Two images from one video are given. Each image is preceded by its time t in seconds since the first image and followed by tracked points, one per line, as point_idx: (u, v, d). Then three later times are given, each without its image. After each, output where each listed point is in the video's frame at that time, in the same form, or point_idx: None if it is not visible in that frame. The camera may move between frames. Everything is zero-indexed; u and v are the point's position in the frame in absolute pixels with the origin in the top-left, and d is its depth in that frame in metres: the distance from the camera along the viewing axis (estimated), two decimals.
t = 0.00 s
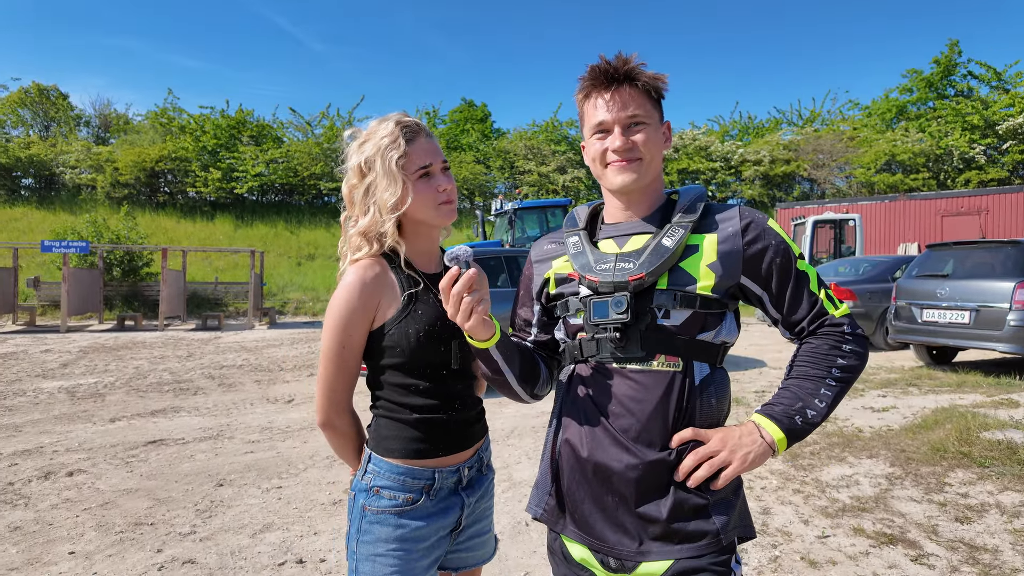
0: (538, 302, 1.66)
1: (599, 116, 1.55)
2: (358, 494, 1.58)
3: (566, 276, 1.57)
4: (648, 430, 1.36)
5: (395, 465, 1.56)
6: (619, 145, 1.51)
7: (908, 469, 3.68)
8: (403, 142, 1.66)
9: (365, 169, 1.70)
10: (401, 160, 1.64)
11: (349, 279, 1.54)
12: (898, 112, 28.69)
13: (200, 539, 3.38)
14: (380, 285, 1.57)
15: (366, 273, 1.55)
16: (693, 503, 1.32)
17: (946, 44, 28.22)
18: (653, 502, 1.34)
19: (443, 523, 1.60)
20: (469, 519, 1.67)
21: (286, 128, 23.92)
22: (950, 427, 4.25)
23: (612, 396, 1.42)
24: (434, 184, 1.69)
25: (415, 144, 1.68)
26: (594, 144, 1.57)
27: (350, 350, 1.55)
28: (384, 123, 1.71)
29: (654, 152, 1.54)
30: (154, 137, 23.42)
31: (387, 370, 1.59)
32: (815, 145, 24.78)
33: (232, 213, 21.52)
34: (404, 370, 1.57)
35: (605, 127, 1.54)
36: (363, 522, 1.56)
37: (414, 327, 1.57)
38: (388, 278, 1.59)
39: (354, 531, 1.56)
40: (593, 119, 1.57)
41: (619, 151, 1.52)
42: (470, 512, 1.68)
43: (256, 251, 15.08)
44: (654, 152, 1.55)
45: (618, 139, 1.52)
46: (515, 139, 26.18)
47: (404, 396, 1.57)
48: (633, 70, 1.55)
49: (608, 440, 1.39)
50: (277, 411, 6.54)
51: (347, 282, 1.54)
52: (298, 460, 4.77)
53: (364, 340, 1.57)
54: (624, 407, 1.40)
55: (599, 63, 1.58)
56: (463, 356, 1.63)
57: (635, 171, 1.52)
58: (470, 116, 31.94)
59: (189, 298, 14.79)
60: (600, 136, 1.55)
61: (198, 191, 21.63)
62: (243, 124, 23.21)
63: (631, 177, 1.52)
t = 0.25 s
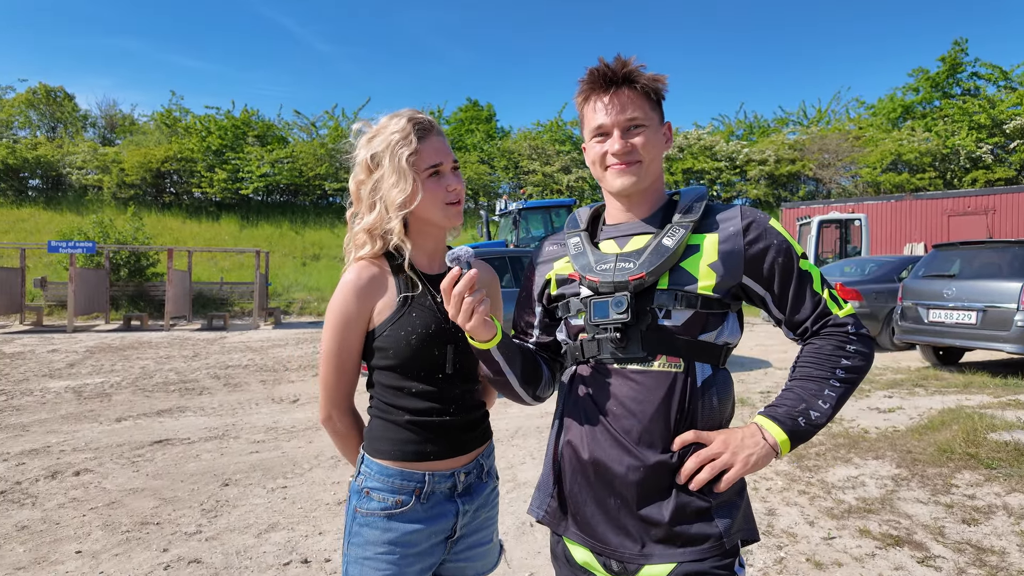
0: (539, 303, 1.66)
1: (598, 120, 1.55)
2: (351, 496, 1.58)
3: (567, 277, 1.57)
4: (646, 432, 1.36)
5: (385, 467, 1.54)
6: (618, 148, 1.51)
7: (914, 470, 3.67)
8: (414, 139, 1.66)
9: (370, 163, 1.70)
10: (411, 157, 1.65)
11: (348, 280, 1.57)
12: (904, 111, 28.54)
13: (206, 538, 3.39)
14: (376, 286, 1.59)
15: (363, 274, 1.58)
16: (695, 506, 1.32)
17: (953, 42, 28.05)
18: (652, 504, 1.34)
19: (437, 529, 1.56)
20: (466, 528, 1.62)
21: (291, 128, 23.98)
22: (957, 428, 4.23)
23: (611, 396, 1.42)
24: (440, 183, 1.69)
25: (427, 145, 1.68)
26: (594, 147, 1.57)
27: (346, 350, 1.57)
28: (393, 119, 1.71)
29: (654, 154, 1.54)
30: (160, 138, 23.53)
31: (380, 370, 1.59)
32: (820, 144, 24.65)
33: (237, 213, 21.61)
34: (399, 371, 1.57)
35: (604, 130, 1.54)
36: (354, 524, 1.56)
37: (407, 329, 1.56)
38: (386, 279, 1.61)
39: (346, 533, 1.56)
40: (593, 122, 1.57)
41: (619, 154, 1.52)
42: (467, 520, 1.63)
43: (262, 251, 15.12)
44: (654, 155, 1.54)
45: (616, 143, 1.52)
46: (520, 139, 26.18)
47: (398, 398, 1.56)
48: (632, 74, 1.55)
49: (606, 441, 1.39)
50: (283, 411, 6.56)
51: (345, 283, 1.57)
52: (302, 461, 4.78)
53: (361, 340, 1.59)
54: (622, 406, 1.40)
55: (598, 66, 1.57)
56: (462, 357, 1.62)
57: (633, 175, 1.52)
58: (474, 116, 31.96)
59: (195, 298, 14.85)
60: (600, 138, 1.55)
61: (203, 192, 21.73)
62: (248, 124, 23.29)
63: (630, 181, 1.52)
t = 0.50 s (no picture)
0: (542, 306, 1.66)
1: (597, 125, 1.56)
2: (348, 501, 1.57)
3: (569, 280, 1.58)
4: (649, 434, 1.36)
5: (382, 472, 1.53)
6: (618, 154, 1.52)
7: (918, 471, 3.66)
8: (416, 138, 1.66)
9: (371, 164, 1.70)
10: (412, 158, 1.65)
11: (347, 282, 1.58)
12: (907, 111, 28.45)
13: (211, 538, 3.40)
14: (375, 288, 1.59)
15: (362, 276, 1.59)
16: (698, 510, 1.32)
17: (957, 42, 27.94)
18: (654, 508, 1.34)
19: (435, 537, 1.54)
20: (465, 537, 1.60)
21: (294, 128, 24.03)
22: (962, 429, 4.22)
23: (612, 399, 1.42)
24: (442, 184, 1.69)
25: (429, 145, 1.69)
26: (594, 153, 1.58)
27: (345, 354, 1.58)
28: (395, 119, 1.71)
29: (655, 159, 1.54)
30: (164, 139, 23.61)
31: (378, 374, 1.58)
32: (824, 144, 24.59)
33: (241, 213, 21.68)
34: (397, 376, 1.56)
35: (604, 135, 1.55)
36: (351, 530, 1.54)
37: (406, 333, 1.55)
38: (386, 281, 1.61)
39: (343, 538, 1.55)
40: (593, 126, 1.58)
41: (618, 160, 1.52)
42: (466, 529, 1.60)
43: (265, 251, 15.16)
44: (654, 160, 1.55)
45: (616, 148, 1.53)
46: (522, 139, 26.18)
47: (396, 402, 1.55)
48: (632, 78, 1.55)
49: (609, 444, 1.40)
50: (286, 411, 6.58)
51: (344, 285, 1.58)
52: (306, 461, 4.79)
53: (360, 344, 1.59)
54: (623, 409, 1.41)
55: (597, 71, 1.57)
56: (462, 361, 1.60)
57: (633, 180, 1.53)
58: (477, 116, 31.97)
59: (199, 298, 14.90)
60: (600, 144, 1.56)
61: (207, 192, 21.81)
62: (251, 125, 23.36)
63: (631, 186, 1.52)
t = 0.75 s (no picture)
0: (547, 309, 1.67)
1: (600, 130, 1.56)
2: (347, 506, 1.56)
3: (574, 284, 1.59)
4: (654, 438, 1.37)
5: (381, 477, 1.53)
6: (620, 160, 1.52)
7: (922, 473, 3.66)
8: (417, 140, 1.66)
9: (373, 165, 1.71)
10: (413, 160, 1.65)
11: (348, 285, 1.58)
12: (911, 111, 28.37)
13: (216, 538, 3.42)
14: (376, 291, 1.60)
15: (363, 278, 1.59)
16: (705, 514, 1.32)
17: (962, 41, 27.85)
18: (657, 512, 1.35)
19: (434, 543, 1.53)
20: (464, 542, 1.59)
21: (298, 129, 24.12)
22: (966, 430, 4.21)
23: (617, 403, 1.43)
24: (445, 183, 1.70)
25: (430, 143, 1.69)
26: (597, 158, 1.58)
27: (346, 358, 1.58)
28: (396, 119, 1.70)
29: (658, 164, 1.55)
30: (168, 140, 23.69)
31: (379, 377, 1.58)
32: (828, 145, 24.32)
33: (245, 213, 21.75)
34: (398, 379, 1.55)
35: (605, 141, 1.55)
36: (350, 536, 1.54)
37: (407, 337, 1.55)
38: (387, 284, 1.61)
39: (341, 543, 1.54)
40: (595, 132, 1.58)
41: (620, 166, 1.53)
42: (466, 535, 1.60)
43: (269, 252, 15.21)
44: (656, 165, 1.55)
45: (619, 154, 1.53)
46: (525, 139, 26.20)
47: (397, 406, 1.55)
48: (634, 83, 1.55)
49: (613, 448, 1.40)
50: (290, 412, 6.60)
51: (346, 287, 1.58)
52: (311, 461, 4.81)
53: (361, 347, 1.59)
54: (627, 412, 1.41)
55: (600, 76, 1.58)
56: (463, 365, 1.60)
57: (635, 186, 1.53)
58: (480, 116, 32.01)
59: (203, 298, 14.96)
60: (601, 149, 1.56)
61: (211, 193, 21.90)
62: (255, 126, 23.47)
63: (633, 193, 1.53)
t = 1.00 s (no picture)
0: (553, 306, 1.67)
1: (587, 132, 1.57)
2: (346, 506, 1.55)
3: (580, 281, 1.58)
4: (658, 437, 1.37)
5: (382, 477, 1.52)
6: (595, 164, 1.53)
7: (926, 472, 3.65)
8: (417, 136, 1.66)
9: (371, 162, 1.70)
10: (413, 156, 1.65)
11: (347, 283, 1.56)
12: (914, 111, 28.30)
13: (219, 537, 3.42)
14: (376, 289, 1.58)
15: (362, 276, 1.58)
16: (710, 513, 1.32)
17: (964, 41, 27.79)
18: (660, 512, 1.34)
19: (435, 543, 1.53)
20: (465, 543, 1.59)
21: (299, 129, 24.13)
22: (970, 430, 4.20)
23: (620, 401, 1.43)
24: (446, 177, 1.70)
25: (430, 138, 1.69)
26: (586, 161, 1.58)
27: (345, 357, 1.57)
28: (398, 114, 1.70)
29: (636, 168, 1.51)
30: (170, 140, 23.71)
31: (380, 377, 1.58)
32: (830, 144, 24.38)
33: (246, 213, 21.75)
34: (398, 379, 1.55)
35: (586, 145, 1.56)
36: (349, 536, 1.53)
37: (407, 337, 1.54)
38: (388, 283, 1.61)
39: (340, 544, 1.53)
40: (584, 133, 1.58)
41: (595, 171, 1.54)
42: (467, 535, 1.59)
43: (271, 252, 15.21)
44: (636, 169, 1.51)
45: (596, 156, 1.53)
46: (527, 139, 26.18)
47: (398, 406, 1.54)
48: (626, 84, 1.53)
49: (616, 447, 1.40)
50: (292, 411, 6.60)
51: (345, 285, 1.56)
52: (313, 460, 4.81)
53: (361, 346, 1.58)
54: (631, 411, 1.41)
55: (595, 77, 1.57)
56: (464, 364, 1.60)
57: (614, 190, 1.53)
58: (481, 116, 32.01)
59: (205, 298, 14.97)
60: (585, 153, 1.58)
61: (213, 193, 21.92)
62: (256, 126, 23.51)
63: (610, 196, 1.53)
